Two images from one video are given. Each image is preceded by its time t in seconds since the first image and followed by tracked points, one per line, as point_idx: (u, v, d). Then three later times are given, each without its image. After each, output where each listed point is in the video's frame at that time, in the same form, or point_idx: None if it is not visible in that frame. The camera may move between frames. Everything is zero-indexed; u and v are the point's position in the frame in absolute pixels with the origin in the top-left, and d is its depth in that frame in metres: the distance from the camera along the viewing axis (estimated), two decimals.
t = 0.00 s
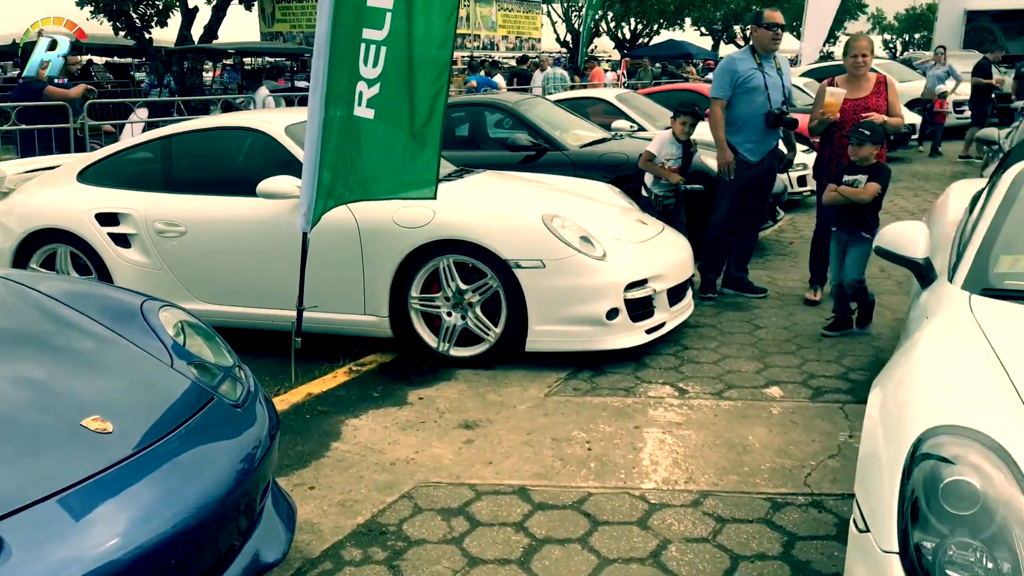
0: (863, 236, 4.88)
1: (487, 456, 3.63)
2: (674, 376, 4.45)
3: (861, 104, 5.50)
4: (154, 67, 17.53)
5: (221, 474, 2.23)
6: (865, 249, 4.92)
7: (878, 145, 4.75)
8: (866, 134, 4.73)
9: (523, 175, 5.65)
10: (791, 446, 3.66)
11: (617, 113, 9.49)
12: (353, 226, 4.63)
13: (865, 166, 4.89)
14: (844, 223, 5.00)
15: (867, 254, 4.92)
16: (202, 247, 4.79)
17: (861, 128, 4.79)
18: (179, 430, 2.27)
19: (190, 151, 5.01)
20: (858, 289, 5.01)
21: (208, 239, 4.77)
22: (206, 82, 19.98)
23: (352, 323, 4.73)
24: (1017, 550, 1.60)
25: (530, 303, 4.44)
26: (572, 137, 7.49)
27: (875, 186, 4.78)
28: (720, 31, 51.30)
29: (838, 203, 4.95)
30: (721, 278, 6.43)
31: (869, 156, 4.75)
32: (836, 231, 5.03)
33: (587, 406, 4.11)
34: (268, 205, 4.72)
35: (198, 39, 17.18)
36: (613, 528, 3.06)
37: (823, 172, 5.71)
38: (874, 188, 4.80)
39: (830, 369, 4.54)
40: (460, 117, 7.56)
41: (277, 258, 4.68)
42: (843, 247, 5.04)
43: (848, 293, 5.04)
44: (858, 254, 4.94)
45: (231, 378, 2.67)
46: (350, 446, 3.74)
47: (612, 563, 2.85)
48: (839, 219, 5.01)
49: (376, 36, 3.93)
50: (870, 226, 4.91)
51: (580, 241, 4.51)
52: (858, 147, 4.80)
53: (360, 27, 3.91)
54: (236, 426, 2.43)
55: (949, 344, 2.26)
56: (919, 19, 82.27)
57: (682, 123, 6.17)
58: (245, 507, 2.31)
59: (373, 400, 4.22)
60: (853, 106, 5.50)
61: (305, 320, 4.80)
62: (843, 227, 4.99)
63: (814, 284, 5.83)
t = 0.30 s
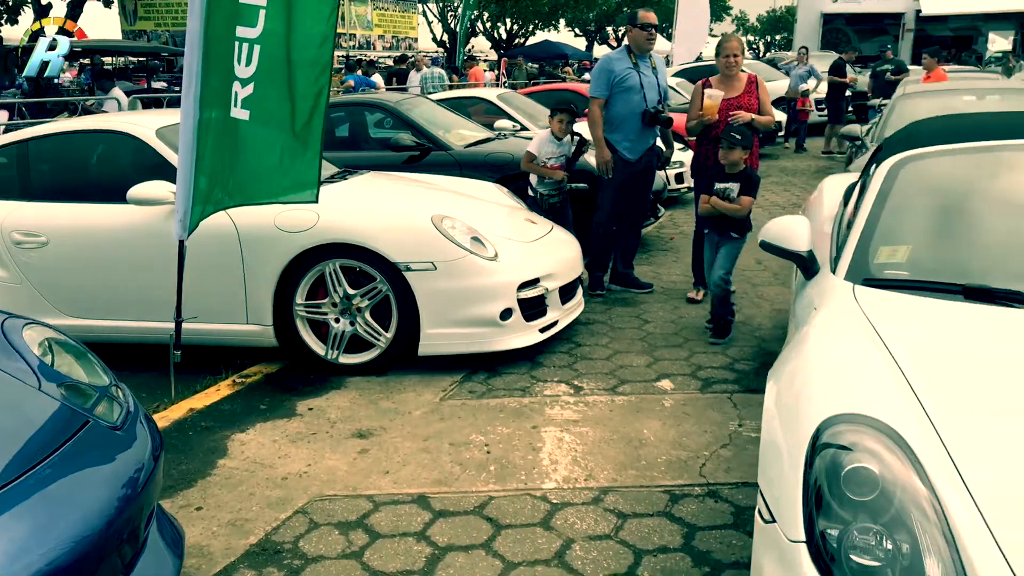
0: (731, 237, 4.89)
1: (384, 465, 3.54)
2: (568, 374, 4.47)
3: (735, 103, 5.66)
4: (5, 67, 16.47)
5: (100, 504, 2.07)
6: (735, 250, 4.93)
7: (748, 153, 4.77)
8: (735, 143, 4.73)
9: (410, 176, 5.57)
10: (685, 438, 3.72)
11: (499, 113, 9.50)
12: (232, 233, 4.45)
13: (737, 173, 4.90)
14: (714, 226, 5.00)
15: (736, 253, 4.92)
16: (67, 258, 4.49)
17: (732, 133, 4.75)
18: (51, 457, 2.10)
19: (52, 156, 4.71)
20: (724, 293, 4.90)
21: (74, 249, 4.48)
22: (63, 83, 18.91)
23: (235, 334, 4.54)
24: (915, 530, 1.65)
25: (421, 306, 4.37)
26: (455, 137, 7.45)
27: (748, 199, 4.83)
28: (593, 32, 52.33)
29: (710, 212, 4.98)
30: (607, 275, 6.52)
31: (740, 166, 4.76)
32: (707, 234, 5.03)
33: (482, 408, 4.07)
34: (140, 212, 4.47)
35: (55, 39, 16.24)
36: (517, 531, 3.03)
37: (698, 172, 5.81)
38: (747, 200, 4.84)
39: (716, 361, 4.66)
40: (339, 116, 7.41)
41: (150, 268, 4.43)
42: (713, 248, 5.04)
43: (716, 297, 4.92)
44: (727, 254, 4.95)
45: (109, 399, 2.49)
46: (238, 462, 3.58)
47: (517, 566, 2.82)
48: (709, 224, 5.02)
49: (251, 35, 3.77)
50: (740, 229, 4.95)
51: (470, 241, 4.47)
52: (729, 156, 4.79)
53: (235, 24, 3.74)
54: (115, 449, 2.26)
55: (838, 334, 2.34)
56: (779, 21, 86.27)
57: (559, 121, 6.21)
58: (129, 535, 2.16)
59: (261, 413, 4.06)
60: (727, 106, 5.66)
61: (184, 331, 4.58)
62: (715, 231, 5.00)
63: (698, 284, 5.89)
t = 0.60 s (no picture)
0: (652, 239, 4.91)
1: (312, 476, 3.44)
2: (497, 376, 4.44)
3: (650, 104, 5.68)
4: None
5: (11, 531, 1.93)
6: (656, 253, 4.96)
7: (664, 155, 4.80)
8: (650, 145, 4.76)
9: (330, 178, 5.45)
10: (616, 436, 3.74)
11: (417, 113, 9.41)
12: (145, 239, 4.30)
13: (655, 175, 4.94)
14: (634, 229, 5.02)
15: (658, 256, 4.94)
16: None
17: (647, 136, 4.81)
18: None
19: None
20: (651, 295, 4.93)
21: None
22: None
23: (150, 343, 4.38)
24: (852, 524, 1.68)
25: (344, 311, 4.28)
26: (374, 137, 7.34)
27: (664, 198, 4.85)
28: (508, 32, 52.50)
29: (630, 215, 5.00)
30: (532, 276, 6.52)
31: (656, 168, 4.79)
32: (628, 237, 5.06)
33: (411, 414, 4.02)
34: (44, 218, 4.26)
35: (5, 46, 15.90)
36: (451, 538, 2.98)
37: (619, 175, 5.85)
38: (664, 200, 4.86)
39: (643, 358, 4.70)
40: (253, 118, 7.19)
41: (56, 277, 4.23)
42: (634, 251, 5.06)
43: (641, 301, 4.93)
44: (649, 257, 4.97)
45: (17, 418, 2.34)
46: (157, 477, 3.44)
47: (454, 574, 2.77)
48: (630, 227, 5.04)
49: (156, 33, 3.61)
50: (660, 231, 4.99)
51: (394, 243, 4.39)
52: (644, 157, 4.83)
53: (140, 22, 3.58)
54: (25, 471, 2.12)
55: (769, 331, 2.38)
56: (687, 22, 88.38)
57: (473, 119, 6.11)
58: (42, 562, 2.02)
59: (179, 425, 3.91)
60: (643, 106, 5.66)
61: (96, 342, 4.40)
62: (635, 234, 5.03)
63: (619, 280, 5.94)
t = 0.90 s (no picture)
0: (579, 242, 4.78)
1: (246, 489, 3.33)
2: (433, 382, 4.38)
3: (574, 104, 5.66)
4: None
5: None
6: (584, 256, 4.83)
7: (585, 155, 4.66)
8: (569, 144, 4.63)
9: (256, 181, 5.30)
10: (556, 439, 3.72)
11: (343, 115, 9.25)
12: (62, 247, 4.11)
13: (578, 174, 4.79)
14: (560, 230, 4.86)
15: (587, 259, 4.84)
16: None
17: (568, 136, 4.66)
18: None
19: None
20: (586, 297, 4.93)
21: None
22: None
23: (69, 356, 4.19)
24: (805, 523, 1.69)
25: (275, 317, 4.16)
26: (300, 139, 7.19)
27: (585, 197, 4.70)
28: (432, 32, 52.30)
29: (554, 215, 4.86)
30: (465, 278, 6.47)
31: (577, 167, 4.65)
32: (552, 238, 4.88)
33: (347, 422, 3.93)
34: None
35: None
36: (392, 548, 2.91)
37: (545, 174, 5.78)
38: (585, 199, 4.71)
39: (580, 359, 4.70)
40: (174, 121, 6.99)
41: None
42: (561, 253, 4.89)
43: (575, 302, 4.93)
44: (577, 260, 4.85)
45: None
46: (80, 495, 3.28)
47: None
48: (554, 227, 4.88)
49: (67, 29, 3.28)
50: (585, 235, 4.83)
51: (323, 247, 4.29)
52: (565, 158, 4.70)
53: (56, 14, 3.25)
54: None
55: (714, 331, 2.39)
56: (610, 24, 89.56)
57: (395, 118, 6.08)
58: None
59: (102, 440, 3.75)
60: (565, 107, 5.66)
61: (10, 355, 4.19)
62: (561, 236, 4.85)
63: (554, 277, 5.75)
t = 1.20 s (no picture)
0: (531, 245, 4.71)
1: (200, 499, 3.23)
2: (391, 386, 4.30)
3: (523, 104, 5.53)
4: None
5: None
6: (536, 258, 4.78)
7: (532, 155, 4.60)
8: (516, 143, 4.56)
9: (205, 184, 5.17)
10: (518, 442, 3.67)
11: (292, 116, 9.09)
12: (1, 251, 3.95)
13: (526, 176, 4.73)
14: (511, 231, 4.79)
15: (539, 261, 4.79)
16: None
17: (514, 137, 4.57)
18: None
19: None
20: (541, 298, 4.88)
21: None
22: None
23: (9, 365, 4.03)
24: (782, 527, 1.67)
25: (227, 322, 4.05)
26: (249, 140, 7.04)
27: (534, 198, 4.62)
28: (381, 33, 51.92)
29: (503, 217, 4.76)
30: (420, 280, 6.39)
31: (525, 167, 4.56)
32: (503, 241, 4.81)
33: (304, 428, 3.84)
34: None
35: None
36: (355, 558, 2.84)
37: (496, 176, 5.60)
38: (535, 200, 4.65)
39: (540, 360, 4.66)
40: (117, 121, 6.79)
41: None
42: (513, 256, 4.82)
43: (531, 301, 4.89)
44: (530, 263, 4.79)
45: None
46: (24, 511, 3.15)
47: None
48: (504, 229, 4.80)
49: (68, 30, 3.38)
50: (535, 235, 4.75)
51: (276, 249, 4.19)
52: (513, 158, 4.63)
53: None
54: None
55: (683, 332, 2.37)
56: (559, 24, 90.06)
57: (344, 116, 6.02)
58: None
59: (47, 453, 3.60)
60: (515, 106, 5.53)
61: None
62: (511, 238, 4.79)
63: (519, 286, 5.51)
